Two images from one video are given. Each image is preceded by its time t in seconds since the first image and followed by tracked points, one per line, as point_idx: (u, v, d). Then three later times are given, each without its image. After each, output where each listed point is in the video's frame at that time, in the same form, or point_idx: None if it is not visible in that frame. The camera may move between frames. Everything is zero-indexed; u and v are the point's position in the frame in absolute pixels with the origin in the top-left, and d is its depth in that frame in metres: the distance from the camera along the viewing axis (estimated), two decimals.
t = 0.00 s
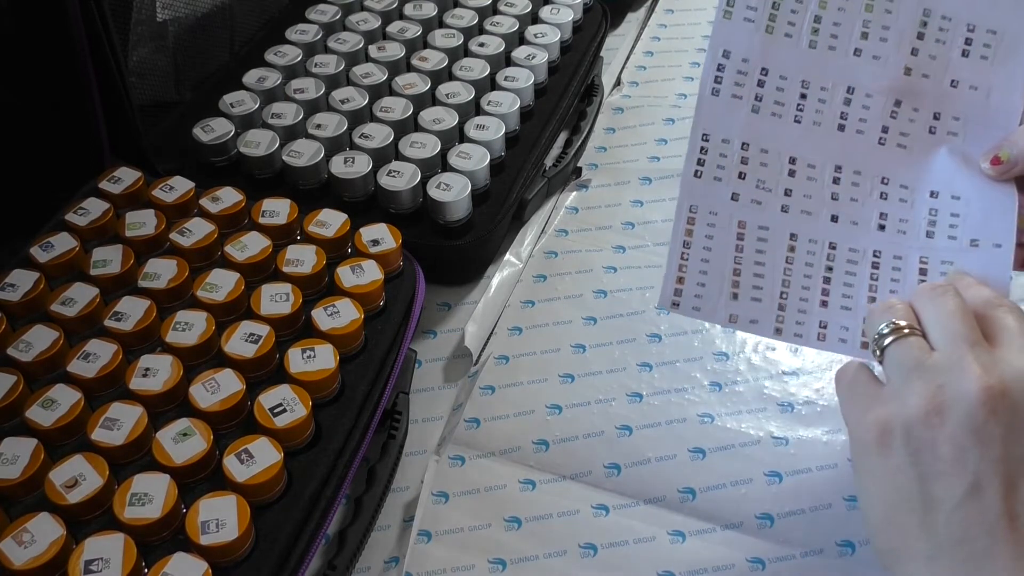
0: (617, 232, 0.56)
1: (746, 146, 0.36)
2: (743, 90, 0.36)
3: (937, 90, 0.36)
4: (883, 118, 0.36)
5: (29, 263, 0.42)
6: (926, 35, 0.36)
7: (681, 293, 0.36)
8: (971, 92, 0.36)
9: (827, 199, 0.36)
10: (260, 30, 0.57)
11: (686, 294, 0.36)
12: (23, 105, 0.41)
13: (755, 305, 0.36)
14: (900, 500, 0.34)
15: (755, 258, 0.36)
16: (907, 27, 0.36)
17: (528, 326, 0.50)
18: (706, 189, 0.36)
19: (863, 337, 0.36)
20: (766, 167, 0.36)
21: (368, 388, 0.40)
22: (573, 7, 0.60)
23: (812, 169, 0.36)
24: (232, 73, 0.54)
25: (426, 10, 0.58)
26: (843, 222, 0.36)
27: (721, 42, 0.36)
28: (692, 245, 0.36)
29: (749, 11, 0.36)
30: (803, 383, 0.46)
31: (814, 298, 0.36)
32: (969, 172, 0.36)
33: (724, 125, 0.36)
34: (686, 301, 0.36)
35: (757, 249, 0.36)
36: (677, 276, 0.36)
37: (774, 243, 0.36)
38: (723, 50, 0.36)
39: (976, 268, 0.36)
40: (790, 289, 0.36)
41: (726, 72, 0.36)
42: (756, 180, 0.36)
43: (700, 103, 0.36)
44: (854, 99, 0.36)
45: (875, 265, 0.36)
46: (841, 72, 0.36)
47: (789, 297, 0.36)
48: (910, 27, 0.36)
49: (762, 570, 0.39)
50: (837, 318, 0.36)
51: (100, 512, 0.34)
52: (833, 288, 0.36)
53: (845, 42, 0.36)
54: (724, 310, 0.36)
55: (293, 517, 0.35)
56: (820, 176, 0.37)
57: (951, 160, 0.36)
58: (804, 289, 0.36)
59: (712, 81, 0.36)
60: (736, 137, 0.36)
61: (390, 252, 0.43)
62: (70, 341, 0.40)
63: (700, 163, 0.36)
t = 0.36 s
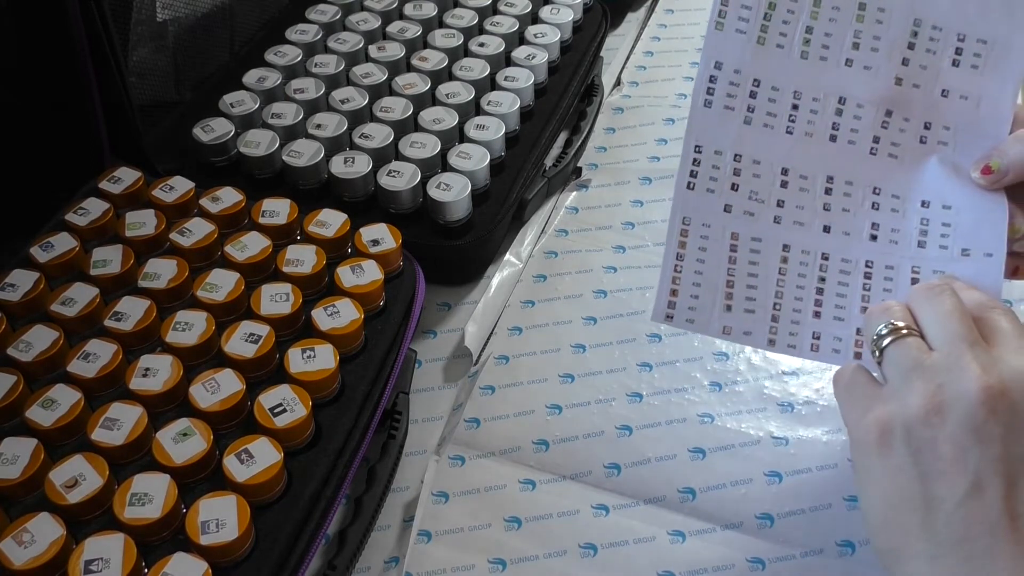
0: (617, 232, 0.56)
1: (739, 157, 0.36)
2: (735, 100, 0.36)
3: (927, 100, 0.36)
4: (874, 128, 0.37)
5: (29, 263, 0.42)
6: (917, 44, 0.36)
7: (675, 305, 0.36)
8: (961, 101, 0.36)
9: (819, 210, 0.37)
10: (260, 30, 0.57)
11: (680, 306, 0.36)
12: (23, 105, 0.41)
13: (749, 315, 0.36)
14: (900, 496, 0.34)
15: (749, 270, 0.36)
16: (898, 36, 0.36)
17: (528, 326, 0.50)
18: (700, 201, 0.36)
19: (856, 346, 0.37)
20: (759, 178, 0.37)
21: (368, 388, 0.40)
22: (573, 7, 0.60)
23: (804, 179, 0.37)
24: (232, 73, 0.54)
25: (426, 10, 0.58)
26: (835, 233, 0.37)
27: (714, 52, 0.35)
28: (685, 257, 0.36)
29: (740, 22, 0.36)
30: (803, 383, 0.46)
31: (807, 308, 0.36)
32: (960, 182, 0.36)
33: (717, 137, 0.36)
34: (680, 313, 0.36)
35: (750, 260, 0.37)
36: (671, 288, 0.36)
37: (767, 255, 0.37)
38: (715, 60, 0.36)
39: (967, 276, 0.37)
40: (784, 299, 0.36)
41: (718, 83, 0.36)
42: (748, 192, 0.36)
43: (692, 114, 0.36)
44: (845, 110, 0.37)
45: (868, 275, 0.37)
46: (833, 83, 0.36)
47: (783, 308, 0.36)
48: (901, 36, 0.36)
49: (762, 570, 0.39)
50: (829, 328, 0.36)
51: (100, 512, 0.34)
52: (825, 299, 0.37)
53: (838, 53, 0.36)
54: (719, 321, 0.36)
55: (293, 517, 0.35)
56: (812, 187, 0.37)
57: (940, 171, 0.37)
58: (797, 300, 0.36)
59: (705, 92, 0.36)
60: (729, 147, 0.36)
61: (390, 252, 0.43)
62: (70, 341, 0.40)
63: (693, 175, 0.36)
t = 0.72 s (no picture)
0: (617, 232, 0.56)
1: (739, 157, 0.36)
2: (736, 101, 0.36)
3: (926, 100, 0.36)
4: (873, 128, 0.37)
5: (29, 263, 0.42)
6: (917, 45, 0.36)
7: (677, 305, 0.36)
8: (960, 102, 0.36)
9: (820, 210, 0.37)
10: (260, 30, 0.57)
11: (682, 306, 0.36)
12: (23, 105, 0.41)
13: (751, 316, 0.36)
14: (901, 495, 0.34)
15: (750, 270, 0.36)
16: (898, 38, 0.36)
17: (528, 326, 0.50)
18: (700, 202, 0.36)
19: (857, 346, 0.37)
20: (759, 179, 0.36)
21: (368, 387, 0.40)
22: (573, 7, 0.60)
23: (805, 180, 0.37)
24: (232, 73, 0.54)
25: (426, 10, 0.58)
26: (835, 233, 0.37)
27: (714, 52, 0.35)
28: (686, 257, 0.36)
29: (741, 23, 0.35)
30: (803, 383, 0.46)
31: (808, 308, 0.36)
32: (958, 183, 0.36)
33: (717, 137, 0.36)
34: (682, 314, 0.36)
35: (752, 261, 0.36)
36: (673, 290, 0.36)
37: (768, 256, 0.36)
38: (716, 61, 0.35)
39: (967, 276, 0.37)
40: (786, 299, 0.36)
41: (719, 83, 0.36)
42: (749, 192, 0.36)
43: (693, 114, 0.36)
44: (845, 110, 0.37)
45: (868, 274, 0.37)
46: (833, 84, 0.36)
47: (784, 307, 0.36)
48: (901, 37, 0.36)
49: (762, 570, 0.39)
50: (830, 328, 0.36)
51: (100, 512, 0.34)
52: (826, 298, 0.36)
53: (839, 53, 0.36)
54: (721, 321, 0.36)
55: (293, 517, 0.35)
56: (812, 187, 0.37)
57: (939, 171, 0.37)
58: (799, 300, 0.36)
59: (706, 92, 0.35)
60: (730, 147, 0.36)
61: (390, 252, 0.43)
62: (70, 341, 0.40)
63: (694, 175, 0.36)
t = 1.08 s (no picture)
0: (617, 232, 0.56)
1: (749, 167, 0.36)
2: (744, 110, 0.36)
3: (933, 106, 0.37)
4: (881, 136, 0.37)
5: (28, 262, 0.42)
6: (922, 52, 0.36)
7: (689, 319, 0.36)
8: (967, 108, 0.36)
9: (831, 219, 0.37)
10: (260, 30, 0.57)
11: (695, 320, 0.36)
12: (22, 105, 0.41)
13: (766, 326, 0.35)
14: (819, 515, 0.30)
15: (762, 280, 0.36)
16: (903, 45, 0.37)
17: (528, 326, 0.50)
18: (711, 213, 0.36)
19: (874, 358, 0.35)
20: (769, 189, 0.36)
21: (368, 387, 0.40)
22: (573, 7, 0.60)
23: (814, 189, 0.37)
24: (232, 73, 0.54)
25: (426, 10, 0.58)
26: (846, 241, 0.37)
27: (721, 63, 0.36)
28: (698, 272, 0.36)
29: (746, 32, 0.36)
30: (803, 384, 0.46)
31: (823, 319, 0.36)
32: (967, 189, 0.36)
33: (726, 147, 0.36)
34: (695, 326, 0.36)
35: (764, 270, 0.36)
36: (685, 304, 0.36)
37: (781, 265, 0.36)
38: (723, 71, 0.36)
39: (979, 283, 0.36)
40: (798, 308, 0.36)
41: (727, 92, 0.36)
42: (760, 202, 0.36)
43: (701, 126, 0.36)
44: (852, 118, 0.37)
45: (881, 284, 0.36)
46: (839, 92, 0.37)
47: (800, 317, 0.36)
48: (906, 45, 0.37)
49: (762, 570, 0.38)
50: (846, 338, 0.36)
51: (100, 512, 0.34)
52: (840, 309, 0.36)
53: (844, 61, 0.37)
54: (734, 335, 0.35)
55: (293, 517, 0.35)
56: (822, 197, 0.37)
57: (949, 177, 0.37)
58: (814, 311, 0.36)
59: (714, 101, 0.36)
60: (739, 158, 0.36)
61: (390, 252, 0.43)
62: (70, 341, 0.40)
63: (705, 186, 0.36)
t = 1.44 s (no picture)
0: (617, 232, 0.56)
1: (764, 163, 0.40)
2: (756, 107, 0.40)
3: (940, 100, 0.42)
4: (891, 129, 0.41)
5: (29, 262, 0.42)
6: (926, 46, 0.41)
7: (712, 318, 0.36)
8: (972, 101, 0.42)
9: (846, 215, 0.40)
10: (260, 30, 0.57)
11: (717, 314, 0.36)
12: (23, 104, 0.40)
13: (787, 324, 0.36)
14: None
15: (783, 277, 0.38)
16: (909, 40, 0.41)
17: (528, 326, 0.50)
18: (726, 209, 0.39)
19: (897, 350, 0.36)
20: (784, 185, 0.40)
21: (368, 388, 0.40)
22: (573, 7, 0.60)
23: (828, 184, 0.40)
24: (232, 73, 0.54)
25: (426, 10, 0.58)
26: (863, 236, 0.39)
27: (732, 59, 0.40)
28: (718, 268, 0.37)
29: (755, 29, 0.40)
30: (803, 383, 0.46)
31: (843, 314, 0.37)
32: (976, 180, 0.40)
33: (740, 144, 0.40)
34: (717, 325, 0.36)
35: (783, 267, 0.38)
36: (708, 300, 0.36)
37: (800, 259, 0.38)
38: (734, 68, 0.40)
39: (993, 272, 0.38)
40: (820, 306, 0.37)
41: (738, 88, 0.40)
42: (776, 198, 0.39)
43: (716, 121, 0.40)
44: (861, 112, 0.41)
45: (899, 277, 0.38)
46: (850, 87, 0.41)
47: (820, 313, 0.37)
48: (912, 40, 0.41)
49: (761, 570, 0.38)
50: (868, 333, 0.36)
51: (101, 512, 0.34)
52: (861, 305, 0.37)
53: (851, 57, 0.41)
54: (758, 330, 0.36)
55: (293, 517, 0.35)
56: (837, 192, 0.40)
57: (958, 167, 0.41)
58: (834, 306, 0.37)
59: (726, 99, 0.40)
60: (754, 155, 0.40)
61: (390, 252, 0.43)
62: (70, 341, 0.40)
63: (721, 184, 0.39)
